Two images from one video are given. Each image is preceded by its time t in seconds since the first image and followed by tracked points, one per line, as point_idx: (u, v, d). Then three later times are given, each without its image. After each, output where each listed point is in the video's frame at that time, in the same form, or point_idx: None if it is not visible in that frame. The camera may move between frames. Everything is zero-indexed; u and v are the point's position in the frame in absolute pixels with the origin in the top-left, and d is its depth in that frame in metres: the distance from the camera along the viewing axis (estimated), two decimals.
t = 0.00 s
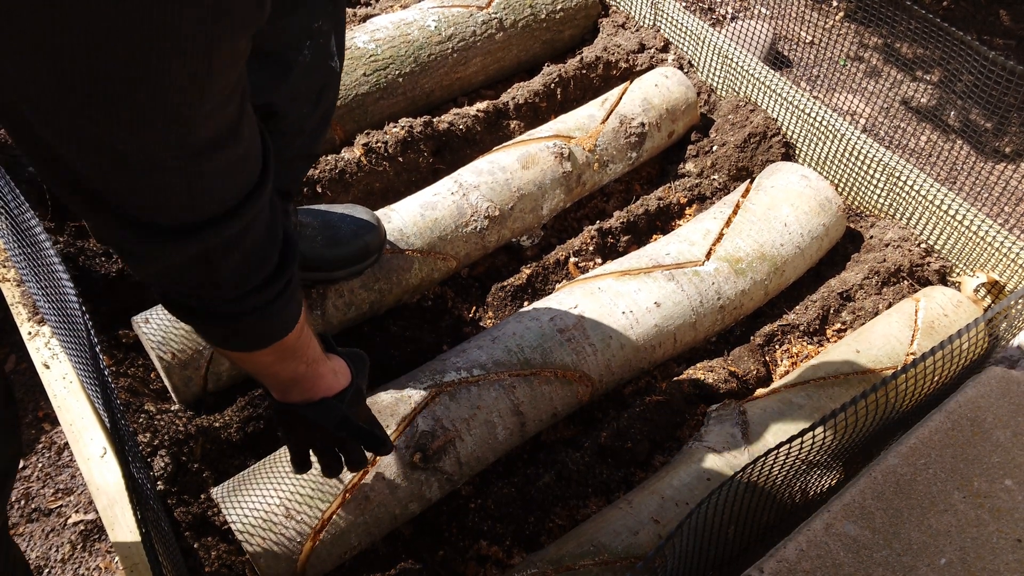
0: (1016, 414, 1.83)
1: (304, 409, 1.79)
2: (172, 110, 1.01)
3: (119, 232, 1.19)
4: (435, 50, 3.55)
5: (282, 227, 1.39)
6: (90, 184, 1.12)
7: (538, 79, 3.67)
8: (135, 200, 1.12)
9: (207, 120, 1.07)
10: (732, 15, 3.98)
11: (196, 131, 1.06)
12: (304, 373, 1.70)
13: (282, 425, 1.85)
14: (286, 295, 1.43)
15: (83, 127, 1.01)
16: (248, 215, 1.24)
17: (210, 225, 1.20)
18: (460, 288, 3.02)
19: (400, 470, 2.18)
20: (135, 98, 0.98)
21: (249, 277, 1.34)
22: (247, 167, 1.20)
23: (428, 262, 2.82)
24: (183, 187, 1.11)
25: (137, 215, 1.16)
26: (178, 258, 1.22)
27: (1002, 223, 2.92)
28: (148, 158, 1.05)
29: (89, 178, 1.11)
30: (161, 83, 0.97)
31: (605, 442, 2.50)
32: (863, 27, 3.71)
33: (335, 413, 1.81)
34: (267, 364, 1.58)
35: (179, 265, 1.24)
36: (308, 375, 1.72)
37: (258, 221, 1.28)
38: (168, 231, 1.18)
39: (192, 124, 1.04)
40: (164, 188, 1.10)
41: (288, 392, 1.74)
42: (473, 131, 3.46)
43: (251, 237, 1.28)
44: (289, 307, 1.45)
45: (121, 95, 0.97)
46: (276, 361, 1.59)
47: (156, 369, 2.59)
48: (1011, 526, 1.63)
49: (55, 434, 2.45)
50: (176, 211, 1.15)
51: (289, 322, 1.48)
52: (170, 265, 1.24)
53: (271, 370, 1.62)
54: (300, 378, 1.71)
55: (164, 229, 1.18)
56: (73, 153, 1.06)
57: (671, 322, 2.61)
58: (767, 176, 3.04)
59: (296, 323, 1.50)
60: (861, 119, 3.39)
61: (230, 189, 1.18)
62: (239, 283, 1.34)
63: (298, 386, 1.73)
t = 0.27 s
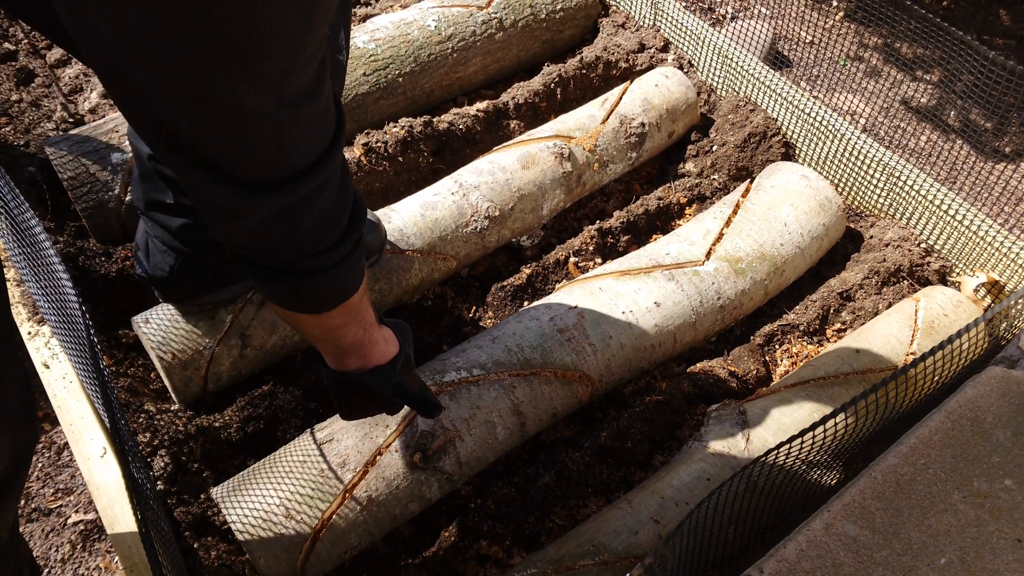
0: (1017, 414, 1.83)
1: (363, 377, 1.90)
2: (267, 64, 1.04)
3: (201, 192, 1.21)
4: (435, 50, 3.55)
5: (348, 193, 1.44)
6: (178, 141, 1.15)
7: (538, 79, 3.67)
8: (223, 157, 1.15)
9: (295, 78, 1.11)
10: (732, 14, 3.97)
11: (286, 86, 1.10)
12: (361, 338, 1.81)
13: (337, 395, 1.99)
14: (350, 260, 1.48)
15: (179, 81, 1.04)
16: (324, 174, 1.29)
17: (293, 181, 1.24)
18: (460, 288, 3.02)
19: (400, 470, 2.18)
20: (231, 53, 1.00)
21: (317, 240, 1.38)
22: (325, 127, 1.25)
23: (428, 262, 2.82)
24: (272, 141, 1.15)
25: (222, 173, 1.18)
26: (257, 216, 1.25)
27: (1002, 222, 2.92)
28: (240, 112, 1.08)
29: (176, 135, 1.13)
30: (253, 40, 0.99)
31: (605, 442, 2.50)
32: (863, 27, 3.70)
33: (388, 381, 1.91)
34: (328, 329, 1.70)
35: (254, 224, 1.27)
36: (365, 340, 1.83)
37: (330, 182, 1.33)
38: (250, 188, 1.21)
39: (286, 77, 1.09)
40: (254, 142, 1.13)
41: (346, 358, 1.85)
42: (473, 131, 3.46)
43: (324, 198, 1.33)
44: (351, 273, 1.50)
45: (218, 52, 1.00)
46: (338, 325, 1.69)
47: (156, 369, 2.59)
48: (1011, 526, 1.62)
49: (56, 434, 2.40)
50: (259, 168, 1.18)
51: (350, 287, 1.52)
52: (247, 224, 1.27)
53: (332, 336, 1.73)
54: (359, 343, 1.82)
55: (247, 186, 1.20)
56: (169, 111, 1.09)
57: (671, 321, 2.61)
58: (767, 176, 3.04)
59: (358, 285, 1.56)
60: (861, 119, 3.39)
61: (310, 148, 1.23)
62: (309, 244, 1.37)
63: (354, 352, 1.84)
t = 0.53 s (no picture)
0: (1017, 414, 1.83)
1: (359, 384, 1.85)
2: (311, 35, 1.05)
3: (224, 167, 1.18)
4: (435, 50, 3.55)
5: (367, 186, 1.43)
6: (207, 113, 1.12)
7: (538, 79, 3.67)
8: (252, 132, 1.13)
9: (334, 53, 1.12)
10: (732, 15, 3.98)
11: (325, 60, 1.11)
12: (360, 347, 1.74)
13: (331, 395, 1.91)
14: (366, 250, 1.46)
15: (222, 50, 1.03)
16: (349, 156, 1.27)
17: (320, 161, 1.22)
18: (460, 288, 3.02)
19: (400, 470, 2.18)
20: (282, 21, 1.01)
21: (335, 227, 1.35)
22: (351, 108, 1.25)
23: (428, 262, 2.82)
24: (305, 114, 1.14)
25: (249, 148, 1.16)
26: (282, 195, 1.22)
27: (1002, 223, 2.92)
28: (279, 82, 1.07)
29: (205, 107, 1.10)
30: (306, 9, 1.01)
31: (605, 442, 2.50)
32: (863, 27, 3.70)
33: (383, 392, 1.86)
34: (332, 329, 1.60)
35: (277, 204, 1.24)
36: (366, 347, 1.77)
37: (353, 166, 1.32)
38: (277, 164, 1.18)
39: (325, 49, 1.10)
40: (287, 115, 1.12)
41: (343, 365, 1.78)
42: (473, 131, 3.46)
43: (346, 181, 1.31)
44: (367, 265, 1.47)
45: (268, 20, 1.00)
46: (340, 327, 1.60)
47: (156, 369, 2.59)
48: (1011, 526, 1.62)
49: (55, 434, 2.32)
50: (287, 143, 1.16)
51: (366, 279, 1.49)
52: (270, 204, 1.24)
53: (332, 338, 1.65)
54: (357, 351, 1.75)
55: (273, 162, 1.18)
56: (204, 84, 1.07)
57: (671, 322, 2.61)
58: (767, 176, 3.04)
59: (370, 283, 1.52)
60: (861, 119, 3.39)
61: (337, 127, 1.22)
62: (328, 230, 1.34)
63: (355, 359, 1.78)
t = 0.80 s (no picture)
0: (1016, 414, 1.83)
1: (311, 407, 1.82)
2: (301, 41, 1.07)
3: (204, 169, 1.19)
4: (435, 50, 3.55)
5: (343, 198, 1.44)
6: (187, 114, 1.12)
7: (538, 79, 3.67)
8: (231, 134, 1.14)
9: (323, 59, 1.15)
10: (732, 15, 3.97)
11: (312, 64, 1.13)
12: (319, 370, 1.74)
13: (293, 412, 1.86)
14: (337, 261, 1.47)
15: (215, 49, 1.04)
16: (325, 167, 1.29)
17: (295, 169, 1.24)
18: (460, 288, 3.02)
19: (400, 470, 2.18)
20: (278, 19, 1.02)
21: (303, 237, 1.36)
22: (331, 118, 1.27)
23: (428, 263, 2.82)
24: (285, 120, 1.15)
25: (227, 150, 1.16)
26: (257, 200, 1.23)
27: (1002, 223, 2.92)
28: (261, 85, 1.09)
29: (190, 106, 1.11)
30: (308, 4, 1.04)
31: (605, 442, 2.50)
32: (863, 27, 3.70)
33: (342, 417, 1.86)
34: (293, 346, 1.60)
35: (250, 209, 1.25)
36: (325, 370, 1.76)
37: (329, 176, 1.34)
38: (253, 169, 1.20)
39: (313, 58, 1.12)
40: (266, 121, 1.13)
41: (298, 386, 1.76)
42: (473, 131, 3.46)
43: (321, 192, 1.33)
44: (336, 277, 1.48)
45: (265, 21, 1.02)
46: (299, 347, 1.61)
47: (156, 369, 2.59)
48: (1011, 526, 1.62)
49: (55, 434, 2.31)
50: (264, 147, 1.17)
51: (334, 292, 1.50)
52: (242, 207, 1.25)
53: (294, 357, 1.65)
54: (315, 373, 1.74)
55: (248, 165, 1.19)
56: (190, 78, 1.08)
57: (671, 322, 2.61)
58: (767, 176, 3.04)
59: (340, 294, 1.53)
60: (861, 119, 3.39)
61: (315, 137, 1.23)
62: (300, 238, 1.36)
63: (311, 382, 1.77)
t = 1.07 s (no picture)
0: (1016, 414, 1.83)
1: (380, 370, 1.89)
2: (324, 39, 1.09)
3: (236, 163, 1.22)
4: (435, 50, 3.55)
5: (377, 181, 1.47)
6: (221, 112, 1.15)
7: (538, 79, 3.67)
8: (266, 132, 1.17)
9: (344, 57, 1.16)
10: (732, 15, 3.97)
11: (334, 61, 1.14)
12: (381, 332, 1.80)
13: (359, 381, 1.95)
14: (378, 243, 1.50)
15: (229, 47, 1.05)
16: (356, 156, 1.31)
17: (330, 159, 1.27)
18: (460, 288, 3.02)
19: (400, 470, 2.18)
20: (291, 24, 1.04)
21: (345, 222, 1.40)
22: (361, 106, 1.29)
23: (428, 263, 2.82)
24: (316, 114, 1.17)
25: (262, 144, 1.19)
26: (291, 190, 1.26)
27: (1002, 223, 2.92)
28: (283, 82, 1.10)
29: (217, 102, 1.13)
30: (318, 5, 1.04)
31: (605, 442, 2.50)
32: (862, 27, 3.70)
33: (407, 377, 1.91)
34: (353, 317, 1.68)
35: (286, 199, 1.29)
36: (383, 333, 1.81)
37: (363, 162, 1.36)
38: (291, 162, 1.23)
39: (337, 54, 1.14)
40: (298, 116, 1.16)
41: (366, 351, 1.84)
42: (473, 131, 3.46)
43: (356, 177, 1.36)
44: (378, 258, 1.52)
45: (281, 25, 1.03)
46: (362, 312, 1.67)
47: (156, 369, 2.59)
48: (1011, 526, 1.62)
49: (55, 434, 2.31)
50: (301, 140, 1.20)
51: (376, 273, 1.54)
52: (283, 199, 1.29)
53: (350, 326, 1.72)
54: (378, 336, 1.81)
55: (285, 159, 1.22)
56: (216, 83, 1.10)
57: (671, 322, 2.61)
58: (766, 176, 3.04)
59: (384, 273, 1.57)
60: (861, 119, 3.39)
61: (347, 125, 1.26)
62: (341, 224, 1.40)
63: (372, 346, 1.83)
